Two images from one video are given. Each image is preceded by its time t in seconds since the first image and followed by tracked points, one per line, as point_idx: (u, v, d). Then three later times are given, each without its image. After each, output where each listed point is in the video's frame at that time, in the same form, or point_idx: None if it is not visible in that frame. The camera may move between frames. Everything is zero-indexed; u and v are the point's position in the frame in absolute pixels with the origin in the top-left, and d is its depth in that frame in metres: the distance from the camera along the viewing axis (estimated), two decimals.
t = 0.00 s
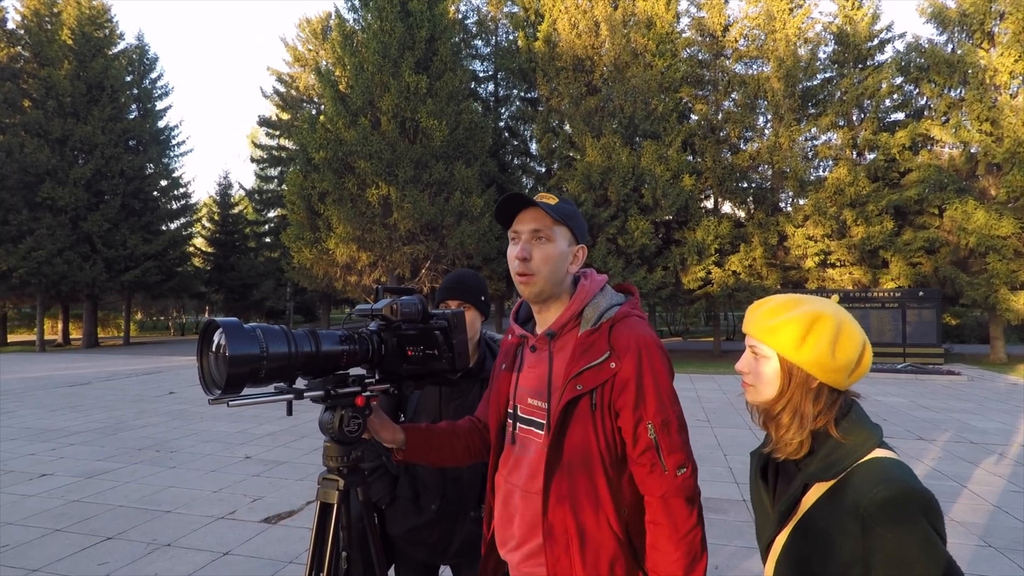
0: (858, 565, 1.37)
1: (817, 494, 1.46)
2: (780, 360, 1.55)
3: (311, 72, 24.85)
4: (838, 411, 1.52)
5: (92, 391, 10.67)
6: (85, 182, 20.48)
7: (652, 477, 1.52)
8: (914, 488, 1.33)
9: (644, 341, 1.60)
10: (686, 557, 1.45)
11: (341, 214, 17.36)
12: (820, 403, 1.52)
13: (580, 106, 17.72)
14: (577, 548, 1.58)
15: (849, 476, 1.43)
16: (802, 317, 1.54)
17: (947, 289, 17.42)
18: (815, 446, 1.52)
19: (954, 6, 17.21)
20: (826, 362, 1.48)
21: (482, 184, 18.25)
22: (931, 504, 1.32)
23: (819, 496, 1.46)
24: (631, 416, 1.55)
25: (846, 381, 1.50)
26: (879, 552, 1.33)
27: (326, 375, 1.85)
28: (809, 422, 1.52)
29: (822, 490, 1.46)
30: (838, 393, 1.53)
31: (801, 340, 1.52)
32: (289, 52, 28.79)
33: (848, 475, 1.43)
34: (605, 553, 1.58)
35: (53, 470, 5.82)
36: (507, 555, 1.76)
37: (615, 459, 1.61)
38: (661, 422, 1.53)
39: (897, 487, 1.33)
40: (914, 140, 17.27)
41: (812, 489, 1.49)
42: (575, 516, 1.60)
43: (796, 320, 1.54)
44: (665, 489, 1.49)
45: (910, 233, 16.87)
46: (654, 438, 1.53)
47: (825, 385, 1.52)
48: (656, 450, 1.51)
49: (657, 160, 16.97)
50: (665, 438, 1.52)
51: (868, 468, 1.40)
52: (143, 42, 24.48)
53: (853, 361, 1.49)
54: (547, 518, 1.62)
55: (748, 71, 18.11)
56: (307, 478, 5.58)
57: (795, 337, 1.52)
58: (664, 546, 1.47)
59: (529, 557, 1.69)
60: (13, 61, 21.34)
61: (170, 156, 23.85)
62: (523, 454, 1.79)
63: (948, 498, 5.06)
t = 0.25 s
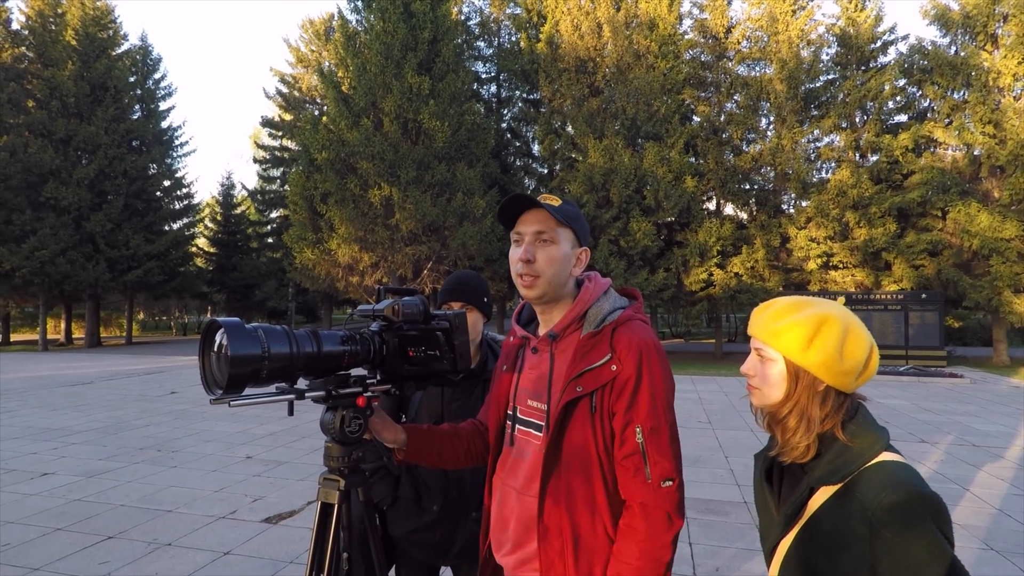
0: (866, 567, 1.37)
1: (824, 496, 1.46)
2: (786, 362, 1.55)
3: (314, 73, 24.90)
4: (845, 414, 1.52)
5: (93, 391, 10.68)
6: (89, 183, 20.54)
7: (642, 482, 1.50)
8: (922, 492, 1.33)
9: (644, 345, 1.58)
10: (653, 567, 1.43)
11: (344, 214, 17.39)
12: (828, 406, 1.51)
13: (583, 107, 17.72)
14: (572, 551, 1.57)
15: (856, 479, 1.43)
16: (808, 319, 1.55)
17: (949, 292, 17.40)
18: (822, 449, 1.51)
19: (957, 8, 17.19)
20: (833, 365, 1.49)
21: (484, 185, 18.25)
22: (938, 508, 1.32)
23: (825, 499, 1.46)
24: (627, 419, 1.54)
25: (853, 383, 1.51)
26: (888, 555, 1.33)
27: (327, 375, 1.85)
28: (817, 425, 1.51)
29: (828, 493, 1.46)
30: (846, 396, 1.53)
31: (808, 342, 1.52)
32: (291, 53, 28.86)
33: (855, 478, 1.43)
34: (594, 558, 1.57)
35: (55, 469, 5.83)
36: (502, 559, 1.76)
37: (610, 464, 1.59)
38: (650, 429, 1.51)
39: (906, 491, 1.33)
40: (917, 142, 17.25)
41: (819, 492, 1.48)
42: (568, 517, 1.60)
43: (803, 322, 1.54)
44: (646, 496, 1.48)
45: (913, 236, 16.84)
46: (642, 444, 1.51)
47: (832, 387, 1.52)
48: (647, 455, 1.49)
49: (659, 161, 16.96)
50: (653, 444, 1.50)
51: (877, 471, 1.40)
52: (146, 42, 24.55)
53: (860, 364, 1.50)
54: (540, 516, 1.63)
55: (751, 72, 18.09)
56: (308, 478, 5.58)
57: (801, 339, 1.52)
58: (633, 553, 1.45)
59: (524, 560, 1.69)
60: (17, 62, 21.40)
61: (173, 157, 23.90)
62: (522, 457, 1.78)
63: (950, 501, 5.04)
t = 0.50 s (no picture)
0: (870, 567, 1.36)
1: (829, 496, 1.45)
2: (791, 362, 1.55)
3: (315, 72, 24.90)
4: (849, 414, 1.52)
5: (94, 390, 10.69)
6: (90, 181, 20.55)
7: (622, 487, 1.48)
8: (927, 492, 1.32)
9: (634, 345, 1.57)
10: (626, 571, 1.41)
11: (345, 213, 17.41)
12: (833, 406, 1.51)
13: (583, 106, 17.71)
14: (556, 551, 1.57)
15: (859, 480, 1.43)
16: (813, 319, 1.54)
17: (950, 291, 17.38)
18: (826, 449, 1.51)
19: (958, 7, 17.17)
20: (839, 366, 1.48)
21: (485, 183, 18.24)
22: (943, 509, 1.31)
23: (830, 498, 1.45)
24: (615, 419, 1.53)
25: (858, 384, 1.50)
26: (892, 556, 1.31)
27: (327, 373, 1.85)
28: (821, 426, 1.51)
29: (833, 492, 1.45)
30: (850, 396, 1.53)
31: (814, 344, 1.51)
32: (292, 52, 28.86)
33: (860, 477, 1.43)
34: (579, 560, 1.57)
35: (56, 468, 5.83)
36: (494, 558, 1.76)
37: (596, 465, 1.58)
38: (636, 431, 1.49)
39: (913, 491, 1.32)
40: (918, 141, 17.23)
41: (822, 492, 1.47)
42: (554, 517, 1.59)
43: (808, 323, 1.53)
44: (626, 503, 1.45)
45: (914, 235, 16.81)
46: (625, 447, 1.49)
47: (837, 388, 1.52)
48: (631, 458, 1.47)
49: (660, 160, 16.94)
50: (637, 446, 1.47)
51: (882, 471, 1.40)
52: (147, 41, 24.55)
53: (866, 364, 1.49)
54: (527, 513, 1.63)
55: (752, 71, 18.07)
56: (308, 477, 5.58)
57: (807, 339, 1.51)
58: (611, 556, 1.43)
59: (513, 560, 1.68)
60: (18, 60, 21.39)
61: (174, 156, 23.90)
62: (512, 456, 1.77)
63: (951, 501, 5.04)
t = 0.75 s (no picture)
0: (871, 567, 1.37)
1: (829, 494, 1.46)
2: (791, 361, 1.55)
3: (312, 70, 24.86)
4: (850, 414, 1.53)
5: (91, 388, 10.66)
6: (86, 179, 20.49)
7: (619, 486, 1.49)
8: (928, 493, 1.32)
9: (624, 344, 1.57)
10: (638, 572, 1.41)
11: (342, 212, 17.40)
12: (834, 405, 1.52)
13: (581, 105, 17.70)
14: (545, 551, 1.57)
15: (861, 479, 1.43)
16: (813, 319, 1.54)
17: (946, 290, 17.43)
18: (827, 448, 1.52)
19: (955, 7, 17.20)
20: (840, 365, 1.49)
21: (483, 182, 18.21)
22: (945, 509, 1.31)
23: (831, 496, 1.46)
24: (604, 419, 1.53)
25: (859, 383, 1.50)
26: (894, 557, 1.31)
27: (326, 372, 1.85)
28: (822, 425, 1.52)
29: (834, 491, 1.46)
30: (851, 396, 1.54)
31: (814, 343, 1.51)
32: (289, 50, 28.79)
33: (863, 476, 1.43)
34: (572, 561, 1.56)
35: (53, 467, 5.82)
36: (486, 559, 1.76)
37: (588, 464, 1.59)
38: (630, 430, 1.50)
39: (915, 491, 1.33)
40: (915, 140, 17.26)
41: (823, 490, 1.48)
42: (546, 517, 1.60)
43: (808, 322, 1.54)
44: (626, 501, 1.47)
45: (911, 234, 16.85)
46: (619, 447, 1.50)
47: (838, 387, 1.52)
48: (625, 457, 1.48)
49: (657, 159, 16.95)
50: (632, 446, 1.48)
51: (885, 470, 1.40)
52: (144, 39, 24.47)
53: (868, 365, 1.49)
54: (516, 512, 1.63)
55: (749, 70, 18.07)
56: (307, 475, 5.58)
57: (808, 339, 1.52)
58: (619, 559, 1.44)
59: (506, 561, 1.68)
60: (14, 58, 21.29)
61: (171, 153, 23.83)
62: (503, 457, 1.78)
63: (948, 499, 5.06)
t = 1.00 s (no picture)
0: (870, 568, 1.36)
1: (832, 494, 1.46)
2: (793, 361, 1.55)
3: (313, 69, 24.86)
4: (852, 414, 1.52)
5: (92, 387, 10.67)
6: (87, 178, 20.49)
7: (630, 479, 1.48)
8: (930, 494, 1.32)
9: (628, 342, 1.57)
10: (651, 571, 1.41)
11: (343, 211, 17.41)
12: (835, 406, 1.52)
13: (582, 104, 17.69)
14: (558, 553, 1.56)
15: (863, 479, 1.43)
16: (814, 319, 1.54)
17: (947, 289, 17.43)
18: (828, 448, 1.52)
19: (957, 6, 17.18)
20: (842, 366, 1.49)
21: (483, 181, 18.18)
22: (946, 509, 1.30)
23: (835, 495, 1.46)
24: (612, 417, 1.52)
25: (861, 383, 1.50)
26: (896, 558, 1.31)
27: (326, 371, 1.85)
28: (823, 425, 1.52)
29: (837, 491, 1.46)
30: (853, 396, 1.53)
31: (816, 344, 1.51)
32: (290, 49, 28.78)
33: (866, 475, 1.43)
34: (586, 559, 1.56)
35: (53, 465, 5.82)
36: (491, 562, 1.75)
37: (597, 462, 1.59)
38: (643, 426, 1.50)
39: (917, 493, 1.32)
40: (916, 140, 17.24)
41: (825, 490, 1.49)
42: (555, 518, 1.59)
43: (808, 322, 1.54)
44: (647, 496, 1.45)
45: (912, 233, 16.84)
46: (635, 443, 1.49)
47: (841, 387, 1.52)
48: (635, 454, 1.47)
49: (658, 159, 16.94)
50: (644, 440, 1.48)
51: (884, 471, 1.41)
52: (145, 38, 24.47)
53: (870, 365, 1.49)
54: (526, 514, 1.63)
55: (750, 70, 18.05)
56: (307, 474, 5.58)
57: (811, 339, 1.52)
58: (633, 554, 1.42)
59: (513, 562, 1.68)
60: (14, 56, 21.25)
61: (171, 152, 23.82)
62: (504, 459, 1.77)
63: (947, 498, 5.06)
